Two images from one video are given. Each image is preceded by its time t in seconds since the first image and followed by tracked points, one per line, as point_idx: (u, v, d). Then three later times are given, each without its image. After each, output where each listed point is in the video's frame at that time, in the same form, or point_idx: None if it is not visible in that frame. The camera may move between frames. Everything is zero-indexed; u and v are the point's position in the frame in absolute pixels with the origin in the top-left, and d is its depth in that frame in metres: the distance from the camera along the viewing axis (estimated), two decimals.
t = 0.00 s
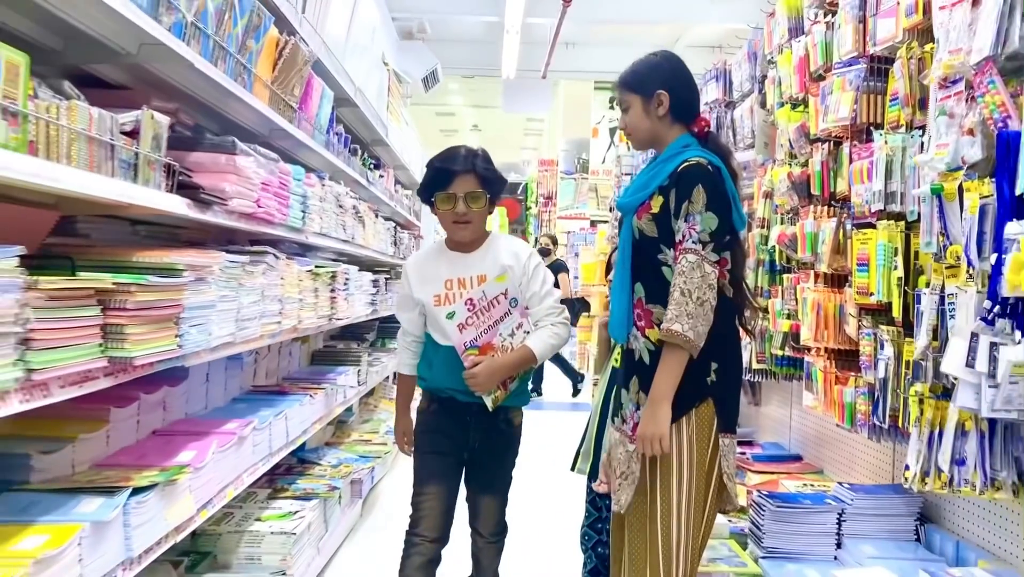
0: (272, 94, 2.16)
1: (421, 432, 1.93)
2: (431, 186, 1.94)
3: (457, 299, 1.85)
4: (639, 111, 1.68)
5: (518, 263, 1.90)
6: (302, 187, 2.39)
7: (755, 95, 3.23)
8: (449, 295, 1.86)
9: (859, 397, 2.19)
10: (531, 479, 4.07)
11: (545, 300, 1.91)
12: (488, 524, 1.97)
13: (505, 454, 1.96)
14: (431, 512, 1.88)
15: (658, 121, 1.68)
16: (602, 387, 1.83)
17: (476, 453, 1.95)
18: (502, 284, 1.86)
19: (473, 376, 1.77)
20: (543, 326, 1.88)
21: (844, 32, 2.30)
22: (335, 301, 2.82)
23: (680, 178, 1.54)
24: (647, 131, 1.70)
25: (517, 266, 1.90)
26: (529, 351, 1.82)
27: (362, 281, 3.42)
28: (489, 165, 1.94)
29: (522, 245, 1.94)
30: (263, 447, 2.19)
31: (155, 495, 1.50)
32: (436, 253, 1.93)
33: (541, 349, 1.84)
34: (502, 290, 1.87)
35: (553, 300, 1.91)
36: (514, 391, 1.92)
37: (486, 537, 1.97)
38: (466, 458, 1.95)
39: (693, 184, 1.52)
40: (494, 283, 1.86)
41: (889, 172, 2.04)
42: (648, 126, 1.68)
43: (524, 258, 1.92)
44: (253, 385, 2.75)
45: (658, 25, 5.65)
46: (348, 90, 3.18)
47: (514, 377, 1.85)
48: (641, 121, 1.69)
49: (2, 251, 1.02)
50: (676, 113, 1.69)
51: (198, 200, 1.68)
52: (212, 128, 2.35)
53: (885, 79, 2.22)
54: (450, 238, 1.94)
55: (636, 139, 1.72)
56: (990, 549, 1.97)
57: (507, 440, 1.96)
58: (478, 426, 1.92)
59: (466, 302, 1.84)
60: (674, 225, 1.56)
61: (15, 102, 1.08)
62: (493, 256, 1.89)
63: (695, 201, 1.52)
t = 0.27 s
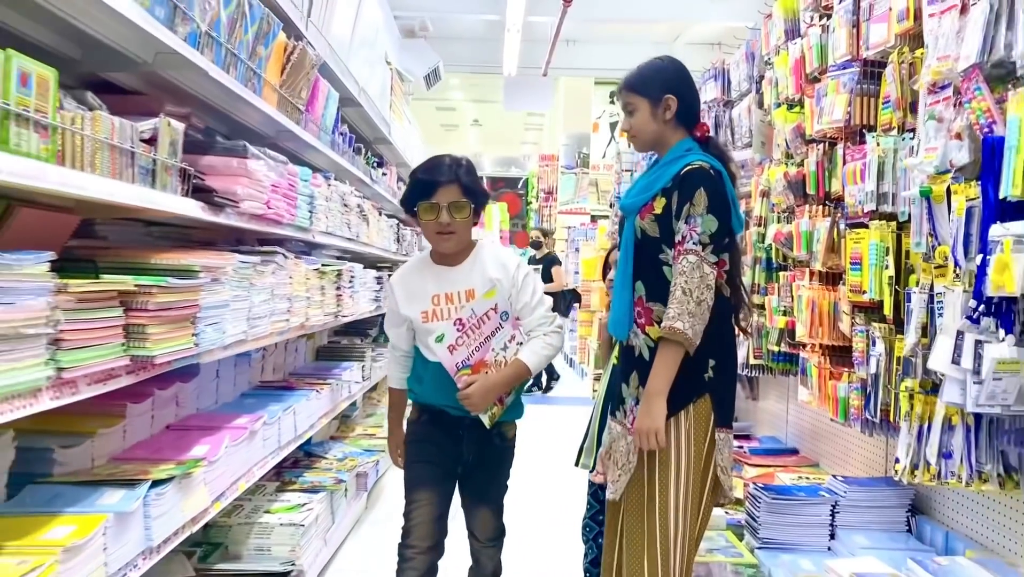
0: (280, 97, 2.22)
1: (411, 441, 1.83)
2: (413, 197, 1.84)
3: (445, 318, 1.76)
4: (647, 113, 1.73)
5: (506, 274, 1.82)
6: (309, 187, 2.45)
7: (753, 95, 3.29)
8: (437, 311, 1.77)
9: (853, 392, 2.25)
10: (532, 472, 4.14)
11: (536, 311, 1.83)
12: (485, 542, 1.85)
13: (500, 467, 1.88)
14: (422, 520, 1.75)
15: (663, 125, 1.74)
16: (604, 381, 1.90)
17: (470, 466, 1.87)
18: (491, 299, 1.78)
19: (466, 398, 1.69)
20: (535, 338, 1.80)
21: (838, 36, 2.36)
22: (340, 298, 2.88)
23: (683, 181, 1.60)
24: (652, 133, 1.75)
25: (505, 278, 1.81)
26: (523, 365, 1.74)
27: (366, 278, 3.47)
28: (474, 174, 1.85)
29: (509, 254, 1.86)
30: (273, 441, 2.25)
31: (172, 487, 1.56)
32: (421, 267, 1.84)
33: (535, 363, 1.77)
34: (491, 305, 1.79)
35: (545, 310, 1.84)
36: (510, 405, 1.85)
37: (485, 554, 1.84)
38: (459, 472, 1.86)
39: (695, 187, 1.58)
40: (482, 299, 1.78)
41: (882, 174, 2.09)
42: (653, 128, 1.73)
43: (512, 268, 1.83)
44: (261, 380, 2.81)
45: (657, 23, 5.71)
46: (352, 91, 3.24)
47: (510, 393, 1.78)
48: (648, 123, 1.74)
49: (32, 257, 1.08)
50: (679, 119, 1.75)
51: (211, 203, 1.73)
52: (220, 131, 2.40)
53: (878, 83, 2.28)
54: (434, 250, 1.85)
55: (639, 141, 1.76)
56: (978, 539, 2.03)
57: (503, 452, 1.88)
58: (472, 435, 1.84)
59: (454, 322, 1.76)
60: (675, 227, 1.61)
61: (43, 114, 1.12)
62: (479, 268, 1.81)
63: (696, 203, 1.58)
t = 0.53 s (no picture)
0: (286, 99, 2.25)
1: (405, 445, 1.84)
2: (402, 196, 1.83)
3: (438, 322, 1.76)
4: (652, 115, 1.76)
5: (499, 275, 1.81)
6: (314, 187, 2.49)
7: (751, 95, 3.32)
8: (428, 315, 1.76)
9: (849, 388, 2.29)
10: (533, 468, 4.18)
11: (531, 311, 1.81)
12: (483, 540, 1.93)
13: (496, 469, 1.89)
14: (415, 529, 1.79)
15: (668, 127, 1.78)
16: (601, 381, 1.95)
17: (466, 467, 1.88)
18: (485, 302, 1.77)
19: (465, 405, 1.69)
20: (530, 338, 1.79)
21: (835, 38, 2.39)
22: (344, 296, 2.92)
23: (687, 183, 1.63)
24: (656, 134, 1.78)
25: (498, 279, 1.80)
26: (519, 368, 1.74)
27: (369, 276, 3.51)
28: (464, 173, 1.84)
29: (501, 254, 1.85)
30: (279, 437, 2.30)
31: (184, 482, 1.61)
32: (412, 269, 1.84)
33: (531, 366, 1.76)
34: (484, 308, 1.77)
35: (539, 309, 1.82)
36: (507, 408, 1.84)
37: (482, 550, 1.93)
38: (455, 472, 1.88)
39: (699, 189, 1.62)
40: (476, 302, 1.77)
41: (877, 174, 2.13)
42: (659, 130, 1.76)
43: (504, 269, 1.82)
44: (266, 377, 2.85)
45: (658, 22, 5.74)
46: (355, 90, 3.27)
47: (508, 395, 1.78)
48: (653, 125, 1.77)
49: (53, 260, 1.11)
50: (682, 121, 1.79)
51: (219, 205, 1.77)
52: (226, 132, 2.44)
53: (874, 84, 2.32)
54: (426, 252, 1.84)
55: (643, 142, 1.79)
56: (971, 532, 2.07)
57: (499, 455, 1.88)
58: (468, 440, 1.84)
59: (449, 328, 1.74)
60: (677, 227, 1.65)
61: (61, 121, 1.16)
62: (471, 270, 1.80)
63: (699, 205, 1.61)
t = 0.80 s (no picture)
0: (292, 101, 2.29)
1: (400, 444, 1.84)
2: (398, 189, 1.81)
3: (438, 316, 1.75)
4: (657, 116, 1.80)
5: (498, 268, 1.82)
6: (319, 187, 2.52)
7: (750, 94, 3.36)
8: (428, 310, 1.76)
9: (846, 385, 2.33)
10: (535, 464, 4.22)
11: (530, 305, 1.82)
12: (482, 550, 1.84)
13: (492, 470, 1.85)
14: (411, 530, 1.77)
15: (671, 128, 1.82)
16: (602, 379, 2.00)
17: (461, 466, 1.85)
18: (486, 295, 1.78)
19: (465, 399, 1.69)
20: (531, 332, 1.80)
21: (833, 40, 2.43)
22: (348, 295, 2.96)
23: (690, 185, 1.67)
24: (660, 135, 1.82)
25: (498, 272, 1.81)
26: (519, 362, 1.74)
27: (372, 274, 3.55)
28: (461, 168, 1.83)
29: (500, 249, 1.85)
30: (286, 433, 2.34)
31: (196, 478, 1.65)
32: (407, 265, 1.83)
33: (531, 359, 1.76)
34: (485, 301, 1.78)
35: (538, 303, 1.83)
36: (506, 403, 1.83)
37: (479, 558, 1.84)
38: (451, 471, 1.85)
39: (702, 191, 1.66)
40: (476, 296, 1.77)
41: (874, 175, 2.17)
42: (663, 131, 1.80)
43: (504, 263, 1.83)
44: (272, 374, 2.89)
45: (658, 20, 5.77)
46: (358, 90, 3.31)
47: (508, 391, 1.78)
48: (658, 125, 1.81)
49: (76, 263, 1.15)
50: (684, 123, 1.84)
51: (229, 206, 1.81)
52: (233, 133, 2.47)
53: (871, 86, 2.35)
54: (421, 246, 1.83)
55: (647, 142, 1.84)
56: (965, 526, 2.11)
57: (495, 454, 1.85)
58: (462, 436, 1.83)
59: (451, 321, 1.74)
60: (680, 228, 1.68)
61: (81, 129, 1.20)
62: (471, 264, 1.81)
63: (702, 206, 1.65)
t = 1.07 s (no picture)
0: (299, 103, 2.33)
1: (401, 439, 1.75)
2: (402, 176, 1.73)
3: (442, 304, 1.69)
4: (662, 117, 1.84)
5: (502, 256, 1.76)
6: (325, 187, 2.56)
7: (750, 94, 3.39)
8: (432, 298, 1.69)
9: (843, 381, 2.37)
10: (537, 459, 4.26)
11: (531, 294, 1.77)
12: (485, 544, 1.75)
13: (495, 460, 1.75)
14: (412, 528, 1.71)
15: (675, 130, 1.86)
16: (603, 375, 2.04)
17: (463, 459, 1.76)
18: (490, 282, 1.68)
19: (468, 385, 1.60)
20: (532, 321, 1.74)
21: (831, 41, 2.47)
22: (353, 292, 3.00)
23: (693, 186, 1.71)
24: (664, 136, 1.87)
25: (501, 260, 1.75)
26: (521, 351, 1.68)
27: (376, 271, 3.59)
28: (467, 153, 1.75)
29: (502, 236, 1.80)
30: (294, 429, 2.38)
31: (209, 472, 1.69)
32: (408, 252, 1.75)
33: (533, 347, 1.71)
34: (490, 288, 1.68)
35: (540, 291, 1.78)
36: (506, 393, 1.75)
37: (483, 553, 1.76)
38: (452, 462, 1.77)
39: (705, 192, 1.70)
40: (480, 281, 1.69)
41: (871, 175, 2.21)
42: (668, 132, 1.84)
43: (507, 249, 1.77)
44: (278, 370, 2.94)
45: (658, 19, 5.80)
46: (362, 90, 3.34)
47: (508, 380, 1.70)
48: (662, 127, 1.85)
49: (97, 264, 1.20)
50: (687, 125, 1.88)
51: (239, 208, 1.85)
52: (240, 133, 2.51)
53: (868, 87, 2.39)
54: (423, 233, 1.76)
55: (651, 142, 1.88)
56: (959, 519, 2.16)
57: (498, 443, 1.76)
58: (464, 427, 1.74)
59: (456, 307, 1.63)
60: (683, 228, 1.72)
61: (101, 134, 1.24)
62: (474, 252, 1.74)
63: (704, 208, 1.70)
